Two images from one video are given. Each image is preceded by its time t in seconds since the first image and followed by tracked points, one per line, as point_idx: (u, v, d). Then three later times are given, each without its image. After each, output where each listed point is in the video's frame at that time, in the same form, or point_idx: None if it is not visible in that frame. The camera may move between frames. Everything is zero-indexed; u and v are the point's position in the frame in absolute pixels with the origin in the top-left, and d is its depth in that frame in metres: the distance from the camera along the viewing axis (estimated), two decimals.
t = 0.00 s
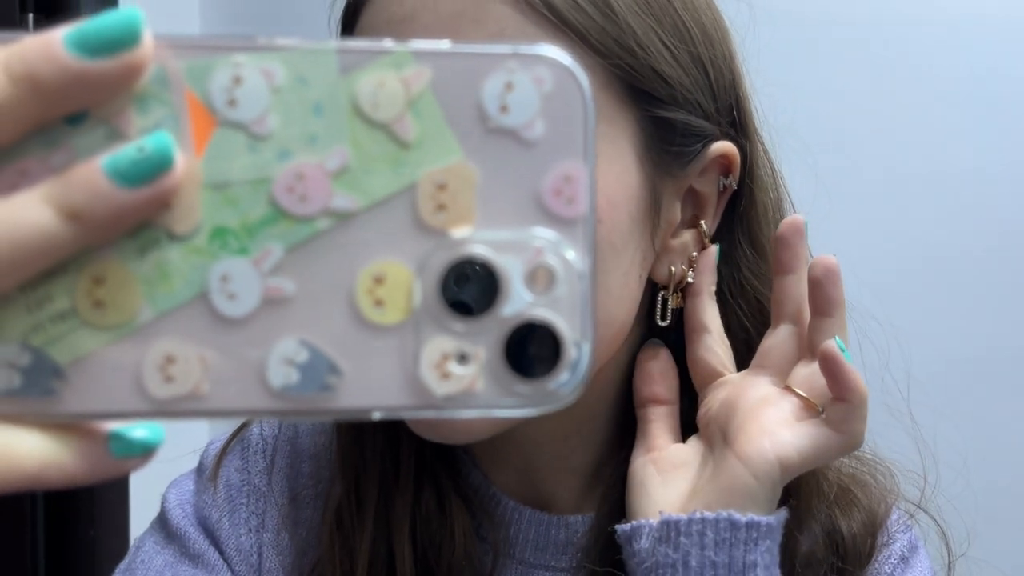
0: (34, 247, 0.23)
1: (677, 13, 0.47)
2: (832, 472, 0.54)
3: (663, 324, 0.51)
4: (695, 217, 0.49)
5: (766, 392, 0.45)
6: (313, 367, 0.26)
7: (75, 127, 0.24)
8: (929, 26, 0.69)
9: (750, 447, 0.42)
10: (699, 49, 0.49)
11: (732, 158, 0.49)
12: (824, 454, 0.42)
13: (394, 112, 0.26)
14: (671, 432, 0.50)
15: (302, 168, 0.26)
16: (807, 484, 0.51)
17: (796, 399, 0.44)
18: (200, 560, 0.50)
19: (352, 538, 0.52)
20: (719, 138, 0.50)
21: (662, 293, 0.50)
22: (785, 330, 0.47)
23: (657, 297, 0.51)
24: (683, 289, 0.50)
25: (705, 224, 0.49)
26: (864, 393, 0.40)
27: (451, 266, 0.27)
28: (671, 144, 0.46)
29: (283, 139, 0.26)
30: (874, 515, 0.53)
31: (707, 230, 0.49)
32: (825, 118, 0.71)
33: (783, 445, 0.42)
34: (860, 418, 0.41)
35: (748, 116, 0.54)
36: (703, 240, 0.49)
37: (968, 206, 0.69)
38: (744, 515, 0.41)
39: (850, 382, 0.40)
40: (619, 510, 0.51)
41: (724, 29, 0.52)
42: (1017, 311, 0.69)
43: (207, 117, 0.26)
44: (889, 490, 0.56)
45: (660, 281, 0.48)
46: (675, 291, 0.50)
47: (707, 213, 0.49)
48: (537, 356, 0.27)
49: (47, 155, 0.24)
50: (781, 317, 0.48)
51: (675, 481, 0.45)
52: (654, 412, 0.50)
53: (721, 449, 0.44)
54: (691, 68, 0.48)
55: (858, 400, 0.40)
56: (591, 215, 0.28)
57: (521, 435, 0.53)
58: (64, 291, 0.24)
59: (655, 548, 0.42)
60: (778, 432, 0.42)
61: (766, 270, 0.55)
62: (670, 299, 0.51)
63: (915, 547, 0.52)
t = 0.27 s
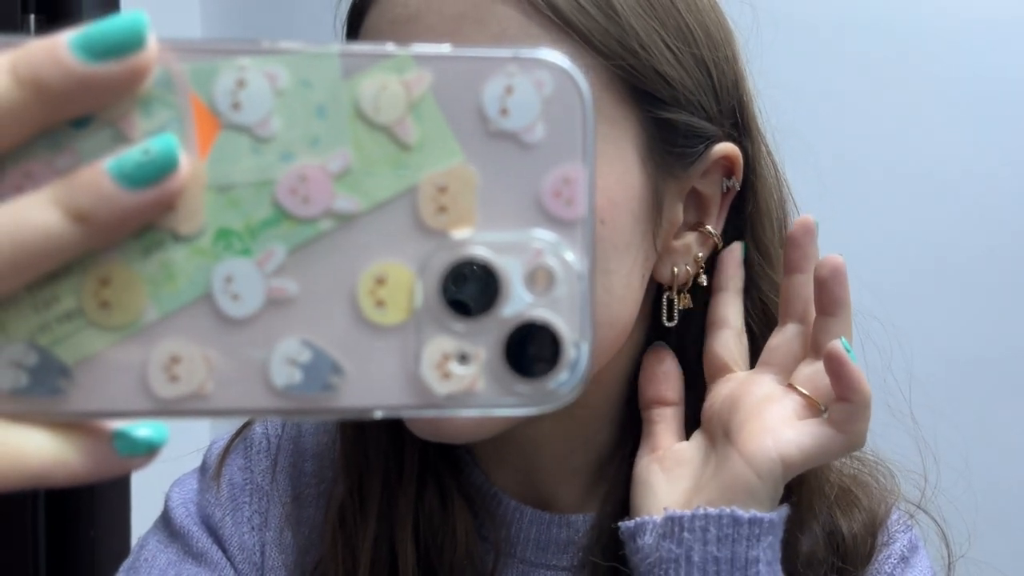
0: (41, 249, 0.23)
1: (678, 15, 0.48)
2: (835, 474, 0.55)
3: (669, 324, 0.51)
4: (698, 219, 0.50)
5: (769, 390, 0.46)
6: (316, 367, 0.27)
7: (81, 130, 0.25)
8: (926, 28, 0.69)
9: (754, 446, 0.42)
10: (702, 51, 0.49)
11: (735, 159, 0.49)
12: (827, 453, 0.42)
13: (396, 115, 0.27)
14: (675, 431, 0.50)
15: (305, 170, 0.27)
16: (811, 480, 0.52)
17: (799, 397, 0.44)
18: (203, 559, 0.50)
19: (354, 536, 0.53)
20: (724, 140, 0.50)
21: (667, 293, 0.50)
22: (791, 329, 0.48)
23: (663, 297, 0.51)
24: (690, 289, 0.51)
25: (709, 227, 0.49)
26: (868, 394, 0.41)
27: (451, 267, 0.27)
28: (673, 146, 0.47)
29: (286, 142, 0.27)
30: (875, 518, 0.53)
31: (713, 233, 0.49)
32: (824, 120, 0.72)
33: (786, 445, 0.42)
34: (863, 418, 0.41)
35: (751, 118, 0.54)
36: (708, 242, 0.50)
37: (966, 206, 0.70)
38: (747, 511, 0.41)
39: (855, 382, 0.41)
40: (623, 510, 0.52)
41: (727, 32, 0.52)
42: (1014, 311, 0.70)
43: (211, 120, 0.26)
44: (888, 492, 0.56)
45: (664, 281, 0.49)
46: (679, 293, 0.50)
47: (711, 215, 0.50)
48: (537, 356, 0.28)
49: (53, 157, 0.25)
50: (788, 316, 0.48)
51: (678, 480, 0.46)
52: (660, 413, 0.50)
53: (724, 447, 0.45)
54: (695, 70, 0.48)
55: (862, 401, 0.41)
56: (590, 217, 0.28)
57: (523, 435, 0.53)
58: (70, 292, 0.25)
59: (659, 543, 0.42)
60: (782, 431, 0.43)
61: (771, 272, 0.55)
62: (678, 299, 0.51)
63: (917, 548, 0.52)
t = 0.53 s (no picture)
0: (43, 250, 0.23)
1: (681, 14, 0.48)
2: (840, 476, 0.54)
3: (671, 326, 0.51)
4: (702, 221, 0.49)
5: (767, 394, 0.45)
6: (316, 368, 0.27)
7: (82, 132, 0.25)
8: (932, 25, 0.69)
9: (751, 451, 0.42)
10: (704, 51, 0.49)
11: (738, 159, 0.49)
12: (824, 457, 0.41)
13: (396, 115, 0.27)
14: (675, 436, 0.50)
15: (305, 171, 0.27)
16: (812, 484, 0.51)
17: (797, 402, 0.44)
18: (208, 559, 0.50)
19: (359, 536, 0.53)
20: (727, 142, 0.50)
21: (669, 295, 0.50)
22: (789, 330, 0.47)
23: (665, 299, 0.51)
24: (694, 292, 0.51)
25: (713, 229, 0.49)
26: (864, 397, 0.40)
27: (451, 268, 0.27)
28: (673, 147, 0.46)
29: (286, 143, 0.27)
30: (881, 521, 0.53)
31: (717, 235, 0.49)
32: (830, 119, 0.71)
33: (784, 449, 0.42)
34: (860, 421, 0.41)
35: (757, 118, 0.54)
36: (712, 244, 0.49)
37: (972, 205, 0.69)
38: (744, 518, 0.41)
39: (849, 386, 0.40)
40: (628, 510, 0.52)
41: (732, 33, 0.52)
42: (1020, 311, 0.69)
43: (212, 122, 0.26)
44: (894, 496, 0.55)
45: (666, 283, 0.48)
46: (681, 294, 0.50)
47: (714, 216, 0.50)
48: (538, 357, 0.27)
49: (54, 159, 0.25)
50: (786, 316, 0.48)
51: (678, 485, 0.46)
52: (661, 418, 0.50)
53: (723, 452, 0.45)
54: (696, 70, 0.48)
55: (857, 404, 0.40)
56: (591, 217, 0.28)
57: (527, 436, 0.53)
58: (71, 293, 0.25)
59: (658, 549, 0.42)
60: (779, 435, 0.43)
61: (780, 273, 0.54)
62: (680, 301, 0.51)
63: (921, 552, 0.51)
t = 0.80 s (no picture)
0: (41, 253, 0.23)
1: (685, 11, 0.47)
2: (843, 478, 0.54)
3: (673, 326, 0.51)
4: (703, 219, 0.49)
5: (760, 392, 0.45)
6: (315, 370, 0.26)
7: (78, 133, 0.24)
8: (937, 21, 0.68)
9: (745, 451, 0.42)
10: (708, 48, 0.49)
11: (741, 159, 0.49)
12: (817, 454, 0.41)
13: (396, 115, 0.26)
14: (668, 434, 0.49)
15: (303, 171, 0.26)
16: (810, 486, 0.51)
17: (789, 398, 0.44)
18: (208, 560, 0.51)
19: (360, 537, 0.53)
20: (729, 140, 0.50)
21: (670, 294, 0.50)
22: (781, 324, 0.47)
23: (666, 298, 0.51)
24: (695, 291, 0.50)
25: (713, 227, 0.49)
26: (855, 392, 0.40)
27: (451, 269, 0.27)
28: (675, 142, 0.46)
29: (284, 143, 0.26)
30: (881, 521, 0.52)
31: (716, 233, 0.49)
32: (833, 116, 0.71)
33: (778, 447, 0.42)
34: (852, 416, 0.41)
35: (758, 116, 0.53)
36: (711, 243, 0.49)
37: (977, 201, 0.69)
38: (743, 520, 0.41)
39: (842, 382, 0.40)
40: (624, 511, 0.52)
41: (735, 30, 0.52)
42: None
43: (209, 121, 0.26)
44: (894, 500, 0.55)
45: (668, 282, 0.48)
46: (684, 294, 0.50)
47: (716, 215, 0.49)
48: (540, 358, 0.27)
49: (50, 160, 0.24)
50: (778, 310, 0.47)
51: (675, 485, 0.45)
52: (654, 417, 0.50)
53: (718, 451, 0.44)
54: (699, 66, 0.48)
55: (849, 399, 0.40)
56: (593, 217, 0.28)
57: (528, 437, 0.53)
58: (69, 296, 0.24)
59: (657, 552, 0.42)
60: (772, 434, 0.42)
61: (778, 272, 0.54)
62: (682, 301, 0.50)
63: (924, 552, 0.51)
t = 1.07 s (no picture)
0: (51, 253, 0.24)
1: (692, 14, 0.48)
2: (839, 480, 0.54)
3: (677, 322, 0.51)
4: (706, 221, 0.50)
5: (778, 400, 0.46)
6: (319, 369, 0.27)
7: (89, 135, 0.25)
8: (933, 30, 0.69)
9: (759, 453, 0.42)
10: (714, 51, 0.50)
11: (741, 161, 0.49)
12: (832, 458, 0.42)
13: (399, 119, 0.27)
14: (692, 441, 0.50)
15: (308, 174, 0.27)
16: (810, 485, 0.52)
17: (806, 406, 0.44)
18: (210, 562, 0.51)
19: (360, 538, 0.53)
20: (730, 140, 0.51)
21: (675, 292, 0.50)
22: (797, 337, 0.48)
23: (670, 296, 0.51)
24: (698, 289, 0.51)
25: (717, 228, 0.49)
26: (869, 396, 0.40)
27: (452, 271, 0.28)
28: (685, 140, 0.47)
29: (289, 147, 0.27)
30: (881, 524, 0.53)
31: (721, 235, 0.49)
32: (830, 124, 0.72)
33: (793, 451, 0.42)
34: (866, 420, 0.41)
35: (757, 124, 0.54)
36: (715, 243, 0.49)
37: (973, 208, 0.69)
38: (752, 519, 0.41)
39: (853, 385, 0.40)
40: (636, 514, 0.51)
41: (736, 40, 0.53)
42: None
43: (217, 125, 0.26)
44: (894, 499, 0.55)
45: (672, 280, 0.49)
46: (687, 292, 0.50)
47: (718, 216, 0.50)
48: (539, 358, 0.28)
49: (62, 162, 0.25)
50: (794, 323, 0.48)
51: (689, 487, 0.46)
52: (678, 422, 0.51)
53: (733, 455, 0.45)
54: (707, 68, 0.49)
55: (862, 401, 0.40)
56: (592, 220, 0.28)
57: (529, 440, 0.53)
58: (79, 295, 0.25)
59: (665, 549, 0.42)
60: (787, 438, 0.43)
61: (777, 274, 0.55)
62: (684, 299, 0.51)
63: (923, 555, 0.51)
